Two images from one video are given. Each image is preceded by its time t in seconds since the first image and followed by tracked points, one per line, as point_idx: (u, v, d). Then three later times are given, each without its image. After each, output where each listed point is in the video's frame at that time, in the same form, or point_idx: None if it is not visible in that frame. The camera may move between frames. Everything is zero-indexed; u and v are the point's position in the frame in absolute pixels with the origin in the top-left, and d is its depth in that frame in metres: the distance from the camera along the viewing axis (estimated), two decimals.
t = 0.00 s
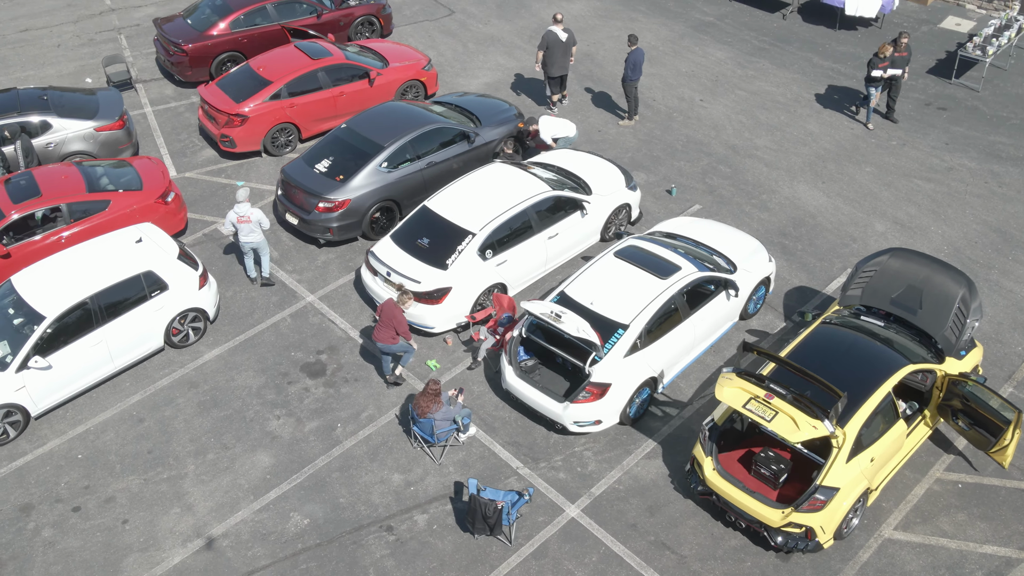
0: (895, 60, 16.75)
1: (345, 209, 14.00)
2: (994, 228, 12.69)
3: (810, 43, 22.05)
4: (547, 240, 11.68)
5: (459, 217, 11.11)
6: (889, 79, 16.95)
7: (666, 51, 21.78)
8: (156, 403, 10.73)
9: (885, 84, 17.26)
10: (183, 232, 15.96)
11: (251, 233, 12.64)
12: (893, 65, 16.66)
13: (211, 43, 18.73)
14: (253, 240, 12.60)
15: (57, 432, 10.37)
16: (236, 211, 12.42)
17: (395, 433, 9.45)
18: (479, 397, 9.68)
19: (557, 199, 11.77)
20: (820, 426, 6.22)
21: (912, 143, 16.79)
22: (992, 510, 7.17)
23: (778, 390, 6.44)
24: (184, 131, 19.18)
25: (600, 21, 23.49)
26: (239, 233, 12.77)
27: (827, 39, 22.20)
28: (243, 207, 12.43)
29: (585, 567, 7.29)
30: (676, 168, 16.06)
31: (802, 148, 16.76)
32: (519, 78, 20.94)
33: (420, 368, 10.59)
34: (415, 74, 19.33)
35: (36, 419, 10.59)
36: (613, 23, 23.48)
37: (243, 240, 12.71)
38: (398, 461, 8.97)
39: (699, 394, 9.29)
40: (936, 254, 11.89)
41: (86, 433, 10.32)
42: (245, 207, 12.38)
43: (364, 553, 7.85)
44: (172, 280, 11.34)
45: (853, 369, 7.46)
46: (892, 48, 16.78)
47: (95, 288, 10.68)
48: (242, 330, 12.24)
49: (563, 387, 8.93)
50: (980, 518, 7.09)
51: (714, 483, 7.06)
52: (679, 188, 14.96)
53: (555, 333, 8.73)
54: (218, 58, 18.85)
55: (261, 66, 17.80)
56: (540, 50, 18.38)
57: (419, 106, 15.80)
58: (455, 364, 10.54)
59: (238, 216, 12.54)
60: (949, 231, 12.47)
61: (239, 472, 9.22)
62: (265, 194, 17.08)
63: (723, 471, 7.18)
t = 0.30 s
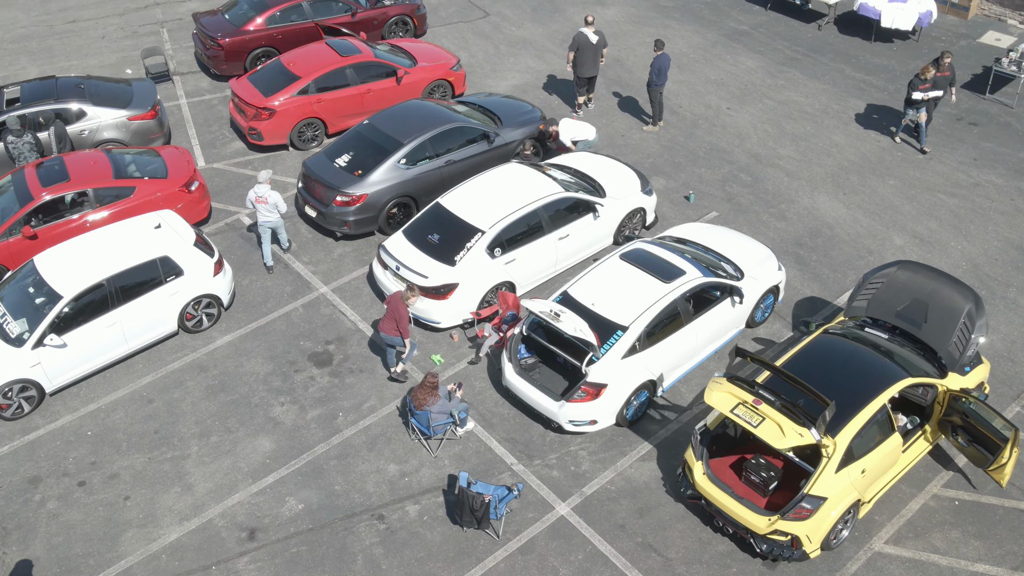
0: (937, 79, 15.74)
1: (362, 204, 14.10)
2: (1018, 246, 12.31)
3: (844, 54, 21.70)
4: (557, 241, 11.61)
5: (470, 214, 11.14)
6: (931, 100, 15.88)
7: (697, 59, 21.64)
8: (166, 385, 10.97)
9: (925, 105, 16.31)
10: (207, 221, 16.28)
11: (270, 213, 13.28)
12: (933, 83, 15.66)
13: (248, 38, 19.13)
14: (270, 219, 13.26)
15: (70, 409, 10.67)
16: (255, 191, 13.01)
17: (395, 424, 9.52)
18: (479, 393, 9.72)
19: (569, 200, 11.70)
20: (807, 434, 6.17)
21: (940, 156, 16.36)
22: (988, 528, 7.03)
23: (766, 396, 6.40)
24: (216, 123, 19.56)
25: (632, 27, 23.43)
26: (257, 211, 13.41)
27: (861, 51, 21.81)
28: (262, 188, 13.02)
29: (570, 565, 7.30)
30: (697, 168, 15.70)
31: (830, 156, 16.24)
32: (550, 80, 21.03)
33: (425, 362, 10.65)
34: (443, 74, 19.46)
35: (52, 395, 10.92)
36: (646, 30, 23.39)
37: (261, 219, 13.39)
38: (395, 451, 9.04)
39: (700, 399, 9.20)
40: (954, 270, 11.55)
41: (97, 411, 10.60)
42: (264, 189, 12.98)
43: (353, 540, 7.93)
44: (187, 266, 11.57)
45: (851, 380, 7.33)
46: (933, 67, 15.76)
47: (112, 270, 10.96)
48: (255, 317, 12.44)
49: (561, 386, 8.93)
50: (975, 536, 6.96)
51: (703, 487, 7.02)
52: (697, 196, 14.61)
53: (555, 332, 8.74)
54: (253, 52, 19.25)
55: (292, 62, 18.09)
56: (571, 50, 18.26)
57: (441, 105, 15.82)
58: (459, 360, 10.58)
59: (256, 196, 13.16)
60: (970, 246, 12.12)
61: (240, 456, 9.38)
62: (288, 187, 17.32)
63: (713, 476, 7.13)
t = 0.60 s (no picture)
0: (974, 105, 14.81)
1: (377, 199, 14.20)
2: None
3: (873, 65, 21.34)
4: (566, 241, 11.58)
5: (479, 212, 11.18)
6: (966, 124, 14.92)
7: (724, 66, 21.44)
8: (174, 368, 11.19)
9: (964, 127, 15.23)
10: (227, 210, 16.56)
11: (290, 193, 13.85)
12: (972, 111, 14.72)
13: (280, 34, 19.47)
14: (291, 198, 13.81)
15: (81, 388, 10.95)
16: (278, 170, 13.62)
17: (393, 416, 9.59)
18: (479, 388, 9.77)
19: (578, 202, 11.66)
20: (790, 440, 6.13)
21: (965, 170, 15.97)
22: (978, 545, 6.91)
23: (753, 401, 6.37)
24: (244, 116, 19.88)
25: (662, 33, 23.35)
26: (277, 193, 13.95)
27: (893, 62, 21.43)
28: (285, 168, 13.67)
29: (554, 561, 7.31)
30: (714, 173, 15.51)
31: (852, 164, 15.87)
32: (580, 81, 21.09)
33: (428, 355, 10.70)
34: (468, 74, 19.59)
35: (66, 373, 11.22)
36: (676, 36, 23.28)
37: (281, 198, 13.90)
38: (391, 442, 9.11)
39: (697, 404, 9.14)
40: (968, 285, 11.22)
41: (107, 390, 10.86)
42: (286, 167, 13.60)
43: (343, 526, 8.02)
44: (200, 253, 11.79)
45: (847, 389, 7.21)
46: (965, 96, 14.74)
47: (127, 254, 11.21)
48: (266, 306, 12.62)
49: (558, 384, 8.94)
50: (965, 551, 6.85)
51: (690, 490, 6.99)
52: (712, 202, 14.38)
53: (553, 330, 8.76)
54: (284, 48, 19.59)
55: (318, 58, 18.34)
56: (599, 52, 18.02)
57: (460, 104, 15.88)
58: (462, 355, 10.61)
59: (278, 176, 13.76)
60: (986, 261, 11.82)
61: (240, 440, 9.53)
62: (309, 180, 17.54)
63: (701, 479, 7.10)
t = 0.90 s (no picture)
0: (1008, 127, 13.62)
1: (391, 194, 14.23)
2: None
3: (902, 75, 20.92)
4: (573, 242, 11.47)
5: (487, 210, 11.17)
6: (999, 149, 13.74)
7: (750, 73, 21.20)
8: (183, 353, 11.41)
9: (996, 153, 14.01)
10: (247, 201, 16.83)
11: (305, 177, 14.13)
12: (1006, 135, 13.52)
13: (310, 30, 19.75)
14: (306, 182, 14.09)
15: (93, 368, 11.23)
16: (293, 156, 13.87)
17: (391, 407, 9.67)
18: (477, 383, 9.81)
19: (588, 203, 11.57)
20: (773, 444, 6.08)
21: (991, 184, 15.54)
22: (967, 561, 6.81)
23: (738, 404, 6.34)
24: (270, 110, 20.19)
25: (690, 39, 23.22)
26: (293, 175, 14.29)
27: (923, 74, 21.01)
28: (299, 153, 13.90)
29: (538, 557, 7.32)
30: (730, 177, 15.26)
31: (877, 170, 15.20)
32: (605, 84, 21.07)
33: (431, 350, 10.75)
34: (491, 75, 19.69)
35: (79, 353, 11.52)
36: (704, 43, 23.10)
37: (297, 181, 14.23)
38: (387, 433, 9.19)
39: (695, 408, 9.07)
40: (981, 299, 10.86)
41: (117, 371, 11.12)
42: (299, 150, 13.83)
43: (334, 513, 8.11)
44: (213, 242, 12.01)
45: (841, 398, 7.11)
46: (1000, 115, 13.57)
47: (141, 240, 11.46)
48: (277, 296, 12.80)
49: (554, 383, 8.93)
50: (953, 567, 6.75)
51: (676, 492, 6.98)
52: (726, 207, 14.05)
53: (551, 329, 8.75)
54: (313, 45, 19.88)
55: (343, 55, 18.55)
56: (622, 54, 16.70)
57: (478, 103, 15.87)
58: (464, 350, 10.65)
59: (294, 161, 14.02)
60: (1001, 277, 11.44)
61: (241, 425, 9.69)
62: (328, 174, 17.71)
63: (688, 481, 7.08)
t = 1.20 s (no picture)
0: None
1: (404, 188, 14.25)
2: None
3: (931, 86, 20.46)
4: (580, 242, 11.38)
5: (495, 207, 11.18)
6: None
7: (776, 80, 20.90)
8: (192, 338, 11.63)
9: None
10: (267, 192, 17.06)
11: (320, 159, 14.75)
12: None
13: (338, 27, 20.01)
14: (321, 164, 14.71)
15: (105, 349, 11.51)
16: (308, 138, 14.50)
17: (389, 398, 9.75)
18: (477, 378, 9.86)
19: (597, 203, 11.49)
20: (754, 447, 6.05)
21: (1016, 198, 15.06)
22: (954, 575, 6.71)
23: (721, 406, 6.32)
24: (297, 105, 20.46)
25: (718, 45, 23.04)
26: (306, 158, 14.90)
27: (952, 85, 20.55)
28: (315, 135, 14.58)
29: (521, 551, 7.36)
30: (746, 183, 14.99)
31: (897, 180, 14.72)
32: (628, 86, 20.98)
33: (433, 343, 10.80)
34: (514, 75, 19.74)
35: (92, 335, 11.82)
36: (732, 48, 22.85)
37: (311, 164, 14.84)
38: (384, 423, 9.28)
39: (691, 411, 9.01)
40: (993, 313, 10.42)
41: (128, 353, 11.39)
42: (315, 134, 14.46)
43: (326, 499, 8.21)
44: (226, 230, 12.23)
45: (832, 405, 7.02)
46: None
47: (156, 226, 11.71)
48: (288, 285, 12.98)
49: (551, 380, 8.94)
50: None
51: (661, 492, 6.96)
52: (740, 213, 13.77)
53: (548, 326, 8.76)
54: (342, 42, 20.15)
55: (368, 52, 18.76)
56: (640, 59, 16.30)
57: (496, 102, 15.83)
58: (465, 345, 10.70)
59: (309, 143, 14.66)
60: (1016, 292, 11.01)
61: (243, 410, 9.85)
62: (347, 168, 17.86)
63: (674, 482, 7.06)
